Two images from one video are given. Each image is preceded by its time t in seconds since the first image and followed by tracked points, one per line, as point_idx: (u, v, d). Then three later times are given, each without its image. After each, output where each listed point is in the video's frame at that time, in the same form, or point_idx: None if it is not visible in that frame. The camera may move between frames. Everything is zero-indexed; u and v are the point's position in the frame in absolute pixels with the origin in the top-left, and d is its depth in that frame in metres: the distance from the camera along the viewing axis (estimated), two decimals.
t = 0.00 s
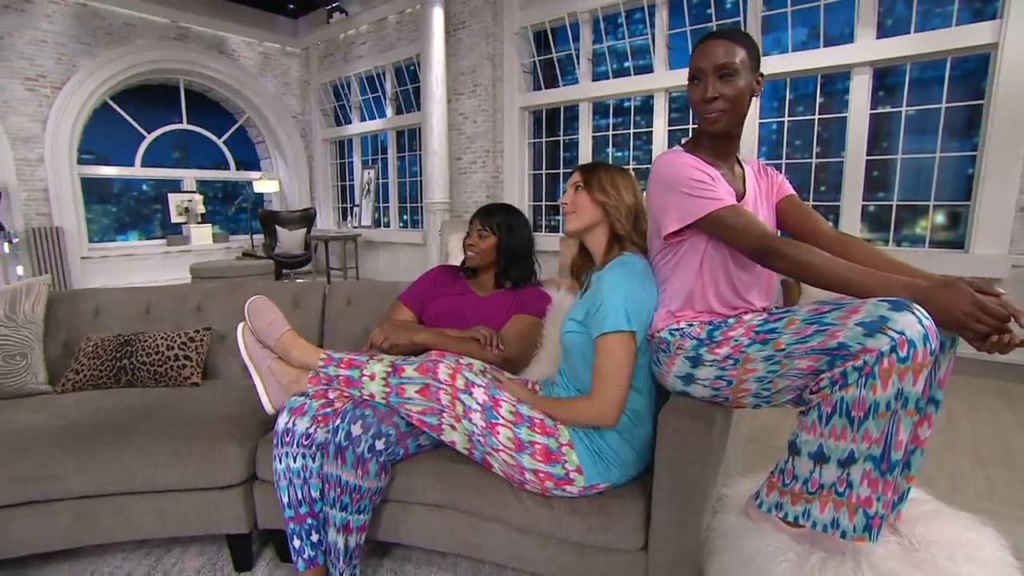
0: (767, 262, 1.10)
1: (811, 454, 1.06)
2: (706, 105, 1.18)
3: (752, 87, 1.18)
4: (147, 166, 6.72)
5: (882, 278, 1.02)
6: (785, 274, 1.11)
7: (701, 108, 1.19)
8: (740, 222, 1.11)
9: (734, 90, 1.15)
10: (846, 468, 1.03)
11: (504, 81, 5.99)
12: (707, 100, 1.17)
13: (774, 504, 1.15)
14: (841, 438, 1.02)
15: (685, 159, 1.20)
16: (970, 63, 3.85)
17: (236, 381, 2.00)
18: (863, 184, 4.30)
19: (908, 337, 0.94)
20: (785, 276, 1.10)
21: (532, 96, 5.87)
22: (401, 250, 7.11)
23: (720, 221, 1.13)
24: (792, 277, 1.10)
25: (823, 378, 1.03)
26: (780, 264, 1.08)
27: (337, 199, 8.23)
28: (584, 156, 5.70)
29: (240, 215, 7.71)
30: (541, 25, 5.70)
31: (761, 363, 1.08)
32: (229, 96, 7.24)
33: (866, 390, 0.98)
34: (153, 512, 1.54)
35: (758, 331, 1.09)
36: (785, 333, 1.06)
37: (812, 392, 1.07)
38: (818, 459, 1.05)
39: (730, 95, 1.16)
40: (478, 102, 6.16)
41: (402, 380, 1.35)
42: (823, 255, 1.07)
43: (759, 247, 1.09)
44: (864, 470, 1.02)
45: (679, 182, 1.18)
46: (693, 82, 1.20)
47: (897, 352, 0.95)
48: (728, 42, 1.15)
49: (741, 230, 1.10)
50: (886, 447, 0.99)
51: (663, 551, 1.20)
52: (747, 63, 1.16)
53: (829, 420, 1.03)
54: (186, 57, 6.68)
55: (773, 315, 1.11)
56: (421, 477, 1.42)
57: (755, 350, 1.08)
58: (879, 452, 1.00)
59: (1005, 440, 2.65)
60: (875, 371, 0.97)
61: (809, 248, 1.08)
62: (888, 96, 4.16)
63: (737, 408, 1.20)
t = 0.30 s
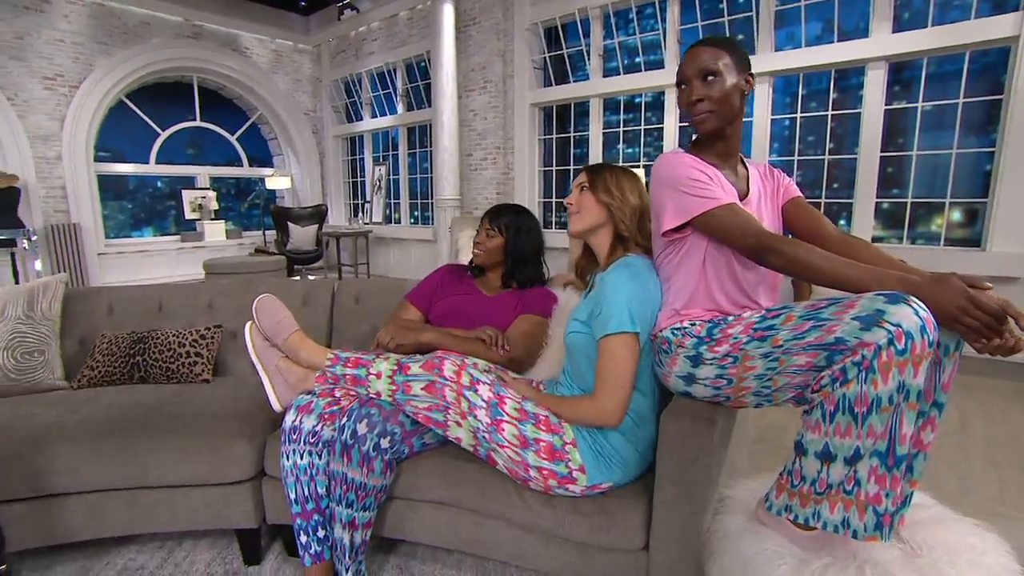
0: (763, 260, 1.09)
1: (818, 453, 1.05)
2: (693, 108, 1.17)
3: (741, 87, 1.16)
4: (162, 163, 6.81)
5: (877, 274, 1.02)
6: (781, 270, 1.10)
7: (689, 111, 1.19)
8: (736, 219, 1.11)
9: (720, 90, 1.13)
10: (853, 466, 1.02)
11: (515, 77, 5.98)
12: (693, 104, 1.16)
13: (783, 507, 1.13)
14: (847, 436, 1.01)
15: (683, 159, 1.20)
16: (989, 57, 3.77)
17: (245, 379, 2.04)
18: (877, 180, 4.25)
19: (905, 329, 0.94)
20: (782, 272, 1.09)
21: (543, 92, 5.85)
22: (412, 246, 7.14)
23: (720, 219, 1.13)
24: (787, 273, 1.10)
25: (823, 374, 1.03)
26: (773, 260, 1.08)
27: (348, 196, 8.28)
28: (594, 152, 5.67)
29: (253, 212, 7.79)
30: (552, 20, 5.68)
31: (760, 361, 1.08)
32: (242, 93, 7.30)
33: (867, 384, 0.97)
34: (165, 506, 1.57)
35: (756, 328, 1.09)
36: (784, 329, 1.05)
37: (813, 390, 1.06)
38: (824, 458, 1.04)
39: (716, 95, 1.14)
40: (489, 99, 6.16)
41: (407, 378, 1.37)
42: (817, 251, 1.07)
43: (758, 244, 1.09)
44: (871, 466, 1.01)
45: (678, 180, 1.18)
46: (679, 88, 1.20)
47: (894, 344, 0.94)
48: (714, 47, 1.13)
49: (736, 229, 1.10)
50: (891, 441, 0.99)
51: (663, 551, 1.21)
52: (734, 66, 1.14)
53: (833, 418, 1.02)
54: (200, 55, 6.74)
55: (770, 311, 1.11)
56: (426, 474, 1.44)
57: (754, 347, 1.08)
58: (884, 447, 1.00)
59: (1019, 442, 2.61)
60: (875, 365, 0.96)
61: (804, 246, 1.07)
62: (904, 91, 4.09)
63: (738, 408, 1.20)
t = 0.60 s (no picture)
0: (758, 259, 1.10)
1: (875, 479, 0.94)
2: (688, 112, 1.20)
3: (736, 90, 1.18)
4: (175, 159, 6.89)
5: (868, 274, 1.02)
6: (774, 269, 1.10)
7: (685, 115, 1.22)
8: (731, 218, 1.11)
9: (714, 94, 1.17)
10: (911, 481, 0.91)
11: (524, 73, 5.96)
12: (688, 107, 1.19)
13: (867, 553, 0.98)
14: (892, 451, 0.91)
15: (680, 159, 1.21)
16: (1008, 50, 3.69)
17: (253, 376, 2.07)
18: (890, 176, 4.19)
19: (898, 322, 0.90)
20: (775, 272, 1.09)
21: (553, 87, 5.82)
22: (422, 242, 7.17)
23: (715, 217, 1.13)
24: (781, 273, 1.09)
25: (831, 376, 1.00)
26: (766, 259, 1.08)
27: (359, 191, 8.31)
28: (604, 148, 5.64)
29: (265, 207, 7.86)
30: (562, 15, 5.65)
31: (755, 360, 1.08)
32: (254, 89, 7.35)
33: (885, 389, 0.91)
34: (174, 501, 1.60)
35: (750, 328, 1.09)
36: (777, 329, 1.05)
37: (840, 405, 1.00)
38: (882, 482, 0.93)
39: (711, 98, 1.17)
40: (499, 94, 6.16)
41: (427, 353, 1.31)
42: (810, 249, 1.06)
43: (753, 243, 1.08)
44: (927, 476, 0.90)
45: (674, 180, 1.18)
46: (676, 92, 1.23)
47: (893, 339, 0.90)
48: (711, 52, 1.17)
49: (730, 228, 1.11)
50: (935, 441, 0.89)
51: (662, 550, 1.22)
52: (730, 69, 1.17)
53: (873, 434, 0.93)
54: (212, 52, 6.80)
55: (763, 311, 1.10)
56: (428, 471, 1.46)
57: (748, 348, 1.08)
58: (932, 450, 0.89)
59: None
60: (883, 365, 0.90)
61: (796, 244, 1.06)
62: (920, 85, 4.03)
63: (737, 408, 1.20)
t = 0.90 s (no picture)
0: (752, 257, 1.10)
1: (984, 538, 0.88)
2: (687, 111, 1.22)
3: (735, 89, 1.20)
4: (190, 155, 6.98)
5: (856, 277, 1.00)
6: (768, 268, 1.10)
7: (684, 114, 1.23)
8: (726, 216, 1.12)
9: (712, 94, 1.18)
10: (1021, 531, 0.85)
11: (535, 68, 5.94)
12: (687, 107, 1.21)
13: None
14: (980, 504, 0.87)
15: (679, 157, 1.21)
16: None
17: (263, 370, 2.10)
18: (906, 171, 4.12)
19: (906, 369, 0.91)
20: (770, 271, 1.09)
21: (564, 82, 5.79)
22: (433, 237, 7.19)
23: (711, 214, 1.13)
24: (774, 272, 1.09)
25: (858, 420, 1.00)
26: (760, 257, 1.08)
27: (371, 186, 8.35)
28: (615, 143, 5.60)
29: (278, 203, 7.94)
30: (573, 10, 5.62)
31: (755, 380, 1.09)
32: (267, 86, 7.41)
33: (929, 441, 0.90)
34: (183, 492, 1.64)
35: (751, 346, 1.10)
36: (780, 354, 1.06)
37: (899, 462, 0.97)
38: (1001, 543, 0.87)
39: (708, 98, 1.18)
40: (510, 90, 6.15)
41: (440, 347, 1.27)
42: (801, 250, 1.06)
43: (747, 241, 1.09)
44: None
45: (671, 179, 1.19)
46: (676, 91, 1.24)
47: (909, 389, 0.91)
48: (710, 51, 1.17)
49: (726, 226, 1.11)
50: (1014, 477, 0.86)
51: (660, 547, 1.23)
52: (728, 69, 1.18)
53: (952, 491, 0.90)
54: (226, 49, 6.86)
55: (763, 331, 1.11)
56: (431, 467, 1.48)
57: (747, 364, 1.10)
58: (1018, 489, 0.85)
59: None
60: (914, 416, 0.90)
61: (788, 245, 1.06)
62: (937, 78, 3.95)
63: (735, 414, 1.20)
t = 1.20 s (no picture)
0: (748, 255, 1.10)
1: None
2: (683, 109, 1.22)
3: (732, 87, 1.20)
4: (205, 151, 7.07)
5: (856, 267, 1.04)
6: (765, 265, 1.10)
7: (680, 111, 1.24)
8: (724, 213, 1.12)
9: (709, 91, 1.18)
10: None
11: (546, 63, 5.92)
12: (683, 104, 1.22)
13: None
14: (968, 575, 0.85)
15: (675, 155, 1.21)
16: None
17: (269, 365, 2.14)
18: (921, 166, 4.04)
19: (899, 442, 0.91)
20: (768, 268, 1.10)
21: (574, 77, 5.77)
22: (443, 232, 7.22)
23: (708, 212, 1.13)
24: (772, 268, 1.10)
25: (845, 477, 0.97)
26: (757, 255, 1.08)
27: (382, 182, 8.39)
28: (625, 138, 5.57)
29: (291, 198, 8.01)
30: (583, 4, 5.59)
31: (749, 406, 1.06)
32: (279, 82, 7.47)
33: (919, 510, 0.89)
34: (190, 483, 1.68)
35: (754, 371, 1.06)
36: (779, 388, 1.02)
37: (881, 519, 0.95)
38: None
39: (704, 96, 1.19)
40: (520, 85, 6.15)
41: (446, 379, 1.22)
42: (801, 244, 1.07)
43: (744, 239, 1.09)
44: None
45: (667, 177, 1.19)
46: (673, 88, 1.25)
47: (902, 461, 0.90)
48: (707, 48, 1.18)
49: (722, 224, 1.11)
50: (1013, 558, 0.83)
51: (654, 543, 1.24)
52: (724, 66, 1.18)
53: (934, 558, 0.89)
54: (240, 45, 6.92)
55: (769, 359, 1.06)
56: (431, 461, 1.50)
57: (745, 388, 1.06)
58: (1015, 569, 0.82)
59: None
60: (905, 487, 0.90)
61: (787, 240, 1.06)
62: (955, 71, 3.86)
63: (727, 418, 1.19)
